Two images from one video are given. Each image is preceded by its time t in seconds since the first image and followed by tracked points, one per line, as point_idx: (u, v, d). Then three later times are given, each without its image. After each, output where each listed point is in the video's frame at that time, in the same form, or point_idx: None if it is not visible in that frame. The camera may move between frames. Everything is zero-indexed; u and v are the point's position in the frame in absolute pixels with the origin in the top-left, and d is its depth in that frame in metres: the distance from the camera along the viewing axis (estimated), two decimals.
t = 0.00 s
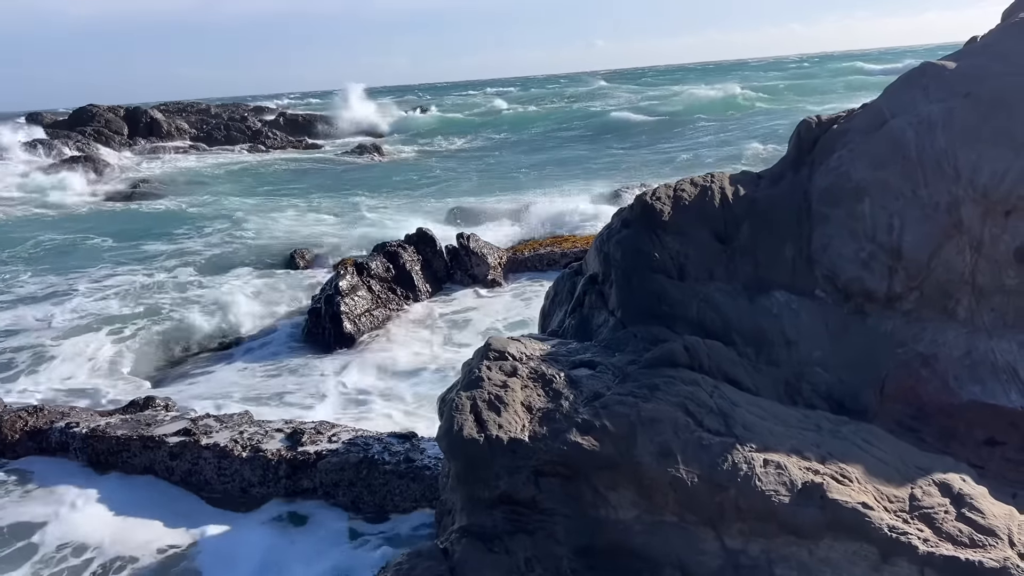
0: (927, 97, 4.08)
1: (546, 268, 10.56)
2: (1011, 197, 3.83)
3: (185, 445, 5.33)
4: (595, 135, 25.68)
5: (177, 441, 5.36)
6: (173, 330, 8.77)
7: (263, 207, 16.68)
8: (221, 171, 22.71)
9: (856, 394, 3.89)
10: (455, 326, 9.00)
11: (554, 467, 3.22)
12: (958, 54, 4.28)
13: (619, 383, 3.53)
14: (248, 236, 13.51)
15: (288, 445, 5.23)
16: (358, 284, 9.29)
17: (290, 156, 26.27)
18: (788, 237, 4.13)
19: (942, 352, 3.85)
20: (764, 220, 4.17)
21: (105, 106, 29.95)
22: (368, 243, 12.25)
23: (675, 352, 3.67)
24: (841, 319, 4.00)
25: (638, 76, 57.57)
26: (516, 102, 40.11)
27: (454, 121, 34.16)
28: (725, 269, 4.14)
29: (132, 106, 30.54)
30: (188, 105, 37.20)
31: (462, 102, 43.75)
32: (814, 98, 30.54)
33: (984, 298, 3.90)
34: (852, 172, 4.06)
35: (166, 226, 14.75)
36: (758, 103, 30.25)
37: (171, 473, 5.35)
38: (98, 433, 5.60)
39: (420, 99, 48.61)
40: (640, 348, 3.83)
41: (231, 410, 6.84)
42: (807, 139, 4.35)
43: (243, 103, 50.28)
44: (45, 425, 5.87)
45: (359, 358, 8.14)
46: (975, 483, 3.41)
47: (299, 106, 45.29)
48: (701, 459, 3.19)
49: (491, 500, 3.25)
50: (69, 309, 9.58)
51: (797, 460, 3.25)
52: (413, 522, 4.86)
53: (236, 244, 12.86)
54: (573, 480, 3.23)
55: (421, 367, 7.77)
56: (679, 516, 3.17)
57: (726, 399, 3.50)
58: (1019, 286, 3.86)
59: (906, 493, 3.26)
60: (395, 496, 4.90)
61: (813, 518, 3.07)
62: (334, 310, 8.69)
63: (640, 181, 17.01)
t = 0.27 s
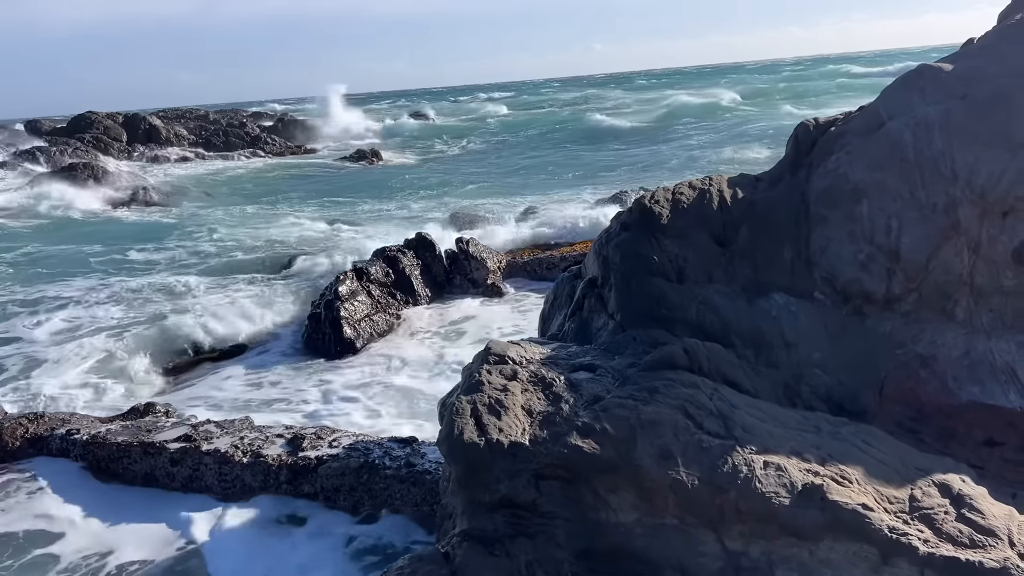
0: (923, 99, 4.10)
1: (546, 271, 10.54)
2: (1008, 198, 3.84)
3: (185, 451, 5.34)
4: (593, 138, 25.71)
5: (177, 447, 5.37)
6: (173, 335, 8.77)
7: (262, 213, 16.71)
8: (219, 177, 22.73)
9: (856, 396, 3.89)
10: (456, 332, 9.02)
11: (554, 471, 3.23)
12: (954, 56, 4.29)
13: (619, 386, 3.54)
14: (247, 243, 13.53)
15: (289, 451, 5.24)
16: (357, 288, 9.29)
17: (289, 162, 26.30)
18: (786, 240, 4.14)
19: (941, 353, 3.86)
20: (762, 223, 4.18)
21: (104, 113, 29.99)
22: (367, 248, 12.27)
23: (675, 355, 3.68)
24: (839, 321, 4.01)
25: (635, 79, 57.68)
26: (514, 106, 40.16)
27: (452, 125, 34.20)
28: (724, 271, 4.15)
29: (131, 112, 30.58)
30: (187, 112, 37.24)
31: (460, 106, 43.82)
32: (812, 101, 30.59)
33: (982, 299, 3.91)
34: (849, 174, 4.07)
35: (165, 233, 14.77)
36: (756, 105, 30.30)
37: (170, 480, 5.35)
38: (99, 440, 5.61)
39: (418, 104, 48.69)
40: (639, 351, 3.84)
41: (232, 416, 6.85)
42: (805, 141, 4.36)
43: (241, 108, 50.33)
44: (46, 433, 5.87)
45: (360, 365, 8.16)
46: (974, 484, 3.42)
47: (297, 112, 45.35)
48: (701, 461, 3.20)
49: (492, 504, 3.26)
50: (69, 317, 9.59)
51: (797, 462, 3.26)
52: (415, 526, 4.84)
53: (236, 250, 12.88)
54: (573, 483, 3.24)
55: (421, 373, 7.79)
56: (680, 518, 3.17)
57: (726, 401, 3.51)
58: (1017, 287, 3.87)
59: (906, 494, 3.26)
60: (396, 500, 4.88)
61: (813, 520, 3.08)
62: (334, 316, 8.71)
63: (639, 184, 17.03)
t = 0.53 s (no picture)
0: (922, 99, 4.10)
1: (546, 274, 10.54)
2: (1008, 198, 3.85)
3: (185, 456, 5.34)
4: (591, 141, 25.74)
5: (178, 453, 5.37)
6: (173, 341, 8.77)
7: (261, 218, 16.71)
8: (218, 183, 22.74)
9: (857, 396, 3.89)
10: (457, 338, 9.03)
11: (556, 473, 3.22)
12: (952, 56, 4.30)
13: (620, 388, 3.54)
14: (247, 248, 13.54)
15: (289, 456, 5.24)
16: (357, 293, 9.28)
17: (287, 167, 26.32)
18: (786, 241, 4.14)
19: (942, 353, 3.86)
20: (762, 224, 4.18)
21: (102, 119, 30.00)
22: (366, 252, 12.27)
23: (676, 357, 3.68)
24: (840, 321, 4.01)
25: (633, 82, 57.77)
26: (512, 110, 40.21)
27: (450, 129, 34.24)
28: (724, 273, 4.15)
29: (129, 118, 30.59)
30: (185, 117, 37.26)
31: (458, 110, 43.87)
32: (809, 102, 30.65)
33: (983, 299, 3.90)
34: (849, 175, 4.07)
35: (164, 239, 14.77)
36: (754, 108, 30.34)
37: (171, 486, 5.34)
38: (99, 446, 5.60)
39: (416, 108, 48.77)
40: (640, 353, 3.84)
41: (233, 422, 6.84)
42: (804, 142, 4.36)
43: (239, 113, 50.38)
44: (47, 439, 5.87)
45: (360, 370, 8.16)
46: (977, 484, 3.42)
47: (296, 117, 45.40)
48: (703, 463, 3.20)
49: (494, 507, 3.25)
50: (69, 323, 9.59)
51: (799, 463, 3.25)
52: (416, 530, 4.83)
53: (235, 256, 12.89)
54: (575, 485, 3.23)
55: (422, 379, 7.80)
56: (682, 520, 3.17)
57: (727, 403, 3.51)
58: (1018, 286, 3.87)
59: (909, 494, 3.26)
60: (398, 504, 4.88)
61: (816, 521, 3.07)
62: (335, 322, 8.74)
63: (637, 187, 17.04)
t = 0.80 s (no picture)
0: (922, 98, 4.09)
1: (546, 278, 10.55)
2: (1009, 197, 3.84)
3: (186, 462, 5.33)
4: (590, 143, 25.76)
5: (178, 458, 5.36)
6: (172, 347, 8.76)
7: (260, 223, 16.70)
8: (217, 188, 22.75)
9: (859, 396, 3.87)
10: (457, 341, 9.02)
11: (558, 476, 3.21)
12: (952, 55, 4.29)
13: (621, 390, 3.52)
14: (246, 253, 13.55)
15: (290, 460, 5.21)
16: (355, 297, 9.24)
17: (286, 171, 26.33)
18: (787, 241, 4.12)
19: (944, 353, 3.84)
20: (762, 225, 4.17)
21: (101, 125, 30.03)
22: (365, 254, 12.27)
23: (677, 358, 3.66)
24: (841, 321, 3.99)
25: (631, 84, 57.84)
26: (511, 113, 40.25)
27: (449, 132, 34.27)
28: (724, 274, 4.13)
29: (128, 124, 30.61)
30: (184, 122, 37.28)
31: (457, 113, 43.90)
32: (808, 103, 30.70)
33: (985, 298, 3.89)
34: (849, 175, 4.06)
35: (163, 244, 14.77)
36: (752, 108, 30.37)
37: (173, 491, 5.33)
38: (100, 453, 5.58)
39: (415, 112, 48.81)
40: (641, 355, 3.82)
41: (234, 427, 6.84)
42: (804, 142, 4.35)
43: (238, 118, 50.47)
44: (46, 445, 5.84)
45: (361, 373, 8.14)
46: (980, 484, 3.40)
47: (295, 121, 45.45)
48: (705, 465, 3.18)
49: (496, 510, 3.24)
50: (69, 329, 9.58)
51: (801, 464, 3.24)
52: (418, 534, 4.82)
53: (235, 261, 12.89)
54: (577, 488, 3.22)
55: (422, 382, 7.79)
56: (685, 523, 3.15)
57: (729, 404, 3.49)
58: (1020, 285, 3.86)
59: (912, 495, 3.24)
60: (398, 508, 4.85)
61: (819, 522, 3.06)
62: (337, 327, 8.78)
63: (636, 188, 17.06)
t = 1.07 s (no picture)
0: (922, 99, 4.09)
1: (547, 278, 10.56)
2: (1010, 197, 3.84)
3: (187, 467, 5.30)
4: (589, 145, 25.77)
5: (179, 463, 5.33)
6: (173, 353, 8.76)
7: (260, 228, 16.70)
8: (217, 192, 22.77)
9: (862, 398, 3.86)
10: (458, 344, 9.03)
11: (560, 480, 3.20)
12: (951, 55, 4.29)
13: (623, 393, 3.50)
14: (246, 258, 13.56)
15: (291, 465, 5.20)
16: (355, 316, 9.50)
17: (286, 175, 26.35)
18: (788, 242, 4.11)
19: (946, 354, 3.83)
20: (763, 226, 4.15)
21: (100, 130, 30.05)
22: (365, 258, 12.27)
23: (679, 360, 3.65)
24: (843, 323, 3.98)
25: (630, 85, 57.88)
26: (510, 115, 40.26)
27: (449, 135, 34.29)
28: (726, 275, 4.12)
29: (127, 129, 30.63)
30: (183, 126, 37.29)
31: (456, 116, 43.92)
32: (807, 103, 30.71)
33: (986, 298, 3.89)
34: (850, 176, 4.05)
35: (163, 250, 14.78)
36: (751, 109, 30.39)
37: (175, 497, 5.33)
38: (101, 459, 5.56)
39: (413, 115, 48.83)
40: (643, 357, 3.80)
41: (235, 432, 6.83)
42: (805, 143, 4.34)
43: (237, 122, 50.48)
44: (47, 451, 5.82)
45: (362, 378, 8.14)
46: (985, 485, 3.39)
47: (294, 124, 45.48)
48: (708, 468, 3.17)
49: (499, 515, 3.22)
50: (69, 335, 9.58)
51: (805, 467, 3.22)
52: (420, 538, 4.83)
53: (235, 266, 12.90)
54: (580, 492, 3.21)
55: (423, 386, 7.79)
56: (688, 526, 3.14)
57: (732, 406, 3.48)
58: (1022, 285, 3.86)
59: (917, 497, 3.23)
60: (400, 513, 4.85)
61: (823, 526, 3.05)
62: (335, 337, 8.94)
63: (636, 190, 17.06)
